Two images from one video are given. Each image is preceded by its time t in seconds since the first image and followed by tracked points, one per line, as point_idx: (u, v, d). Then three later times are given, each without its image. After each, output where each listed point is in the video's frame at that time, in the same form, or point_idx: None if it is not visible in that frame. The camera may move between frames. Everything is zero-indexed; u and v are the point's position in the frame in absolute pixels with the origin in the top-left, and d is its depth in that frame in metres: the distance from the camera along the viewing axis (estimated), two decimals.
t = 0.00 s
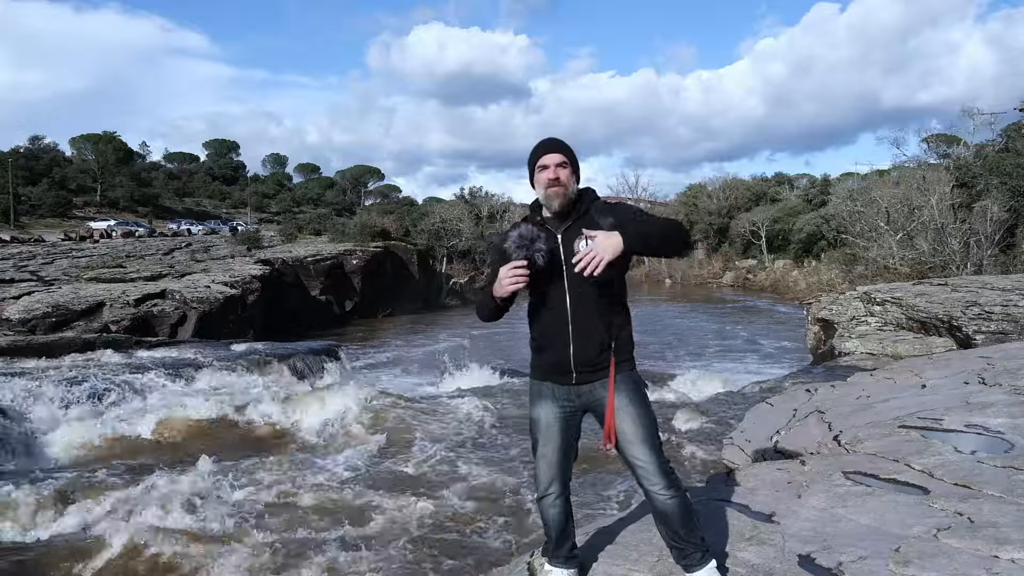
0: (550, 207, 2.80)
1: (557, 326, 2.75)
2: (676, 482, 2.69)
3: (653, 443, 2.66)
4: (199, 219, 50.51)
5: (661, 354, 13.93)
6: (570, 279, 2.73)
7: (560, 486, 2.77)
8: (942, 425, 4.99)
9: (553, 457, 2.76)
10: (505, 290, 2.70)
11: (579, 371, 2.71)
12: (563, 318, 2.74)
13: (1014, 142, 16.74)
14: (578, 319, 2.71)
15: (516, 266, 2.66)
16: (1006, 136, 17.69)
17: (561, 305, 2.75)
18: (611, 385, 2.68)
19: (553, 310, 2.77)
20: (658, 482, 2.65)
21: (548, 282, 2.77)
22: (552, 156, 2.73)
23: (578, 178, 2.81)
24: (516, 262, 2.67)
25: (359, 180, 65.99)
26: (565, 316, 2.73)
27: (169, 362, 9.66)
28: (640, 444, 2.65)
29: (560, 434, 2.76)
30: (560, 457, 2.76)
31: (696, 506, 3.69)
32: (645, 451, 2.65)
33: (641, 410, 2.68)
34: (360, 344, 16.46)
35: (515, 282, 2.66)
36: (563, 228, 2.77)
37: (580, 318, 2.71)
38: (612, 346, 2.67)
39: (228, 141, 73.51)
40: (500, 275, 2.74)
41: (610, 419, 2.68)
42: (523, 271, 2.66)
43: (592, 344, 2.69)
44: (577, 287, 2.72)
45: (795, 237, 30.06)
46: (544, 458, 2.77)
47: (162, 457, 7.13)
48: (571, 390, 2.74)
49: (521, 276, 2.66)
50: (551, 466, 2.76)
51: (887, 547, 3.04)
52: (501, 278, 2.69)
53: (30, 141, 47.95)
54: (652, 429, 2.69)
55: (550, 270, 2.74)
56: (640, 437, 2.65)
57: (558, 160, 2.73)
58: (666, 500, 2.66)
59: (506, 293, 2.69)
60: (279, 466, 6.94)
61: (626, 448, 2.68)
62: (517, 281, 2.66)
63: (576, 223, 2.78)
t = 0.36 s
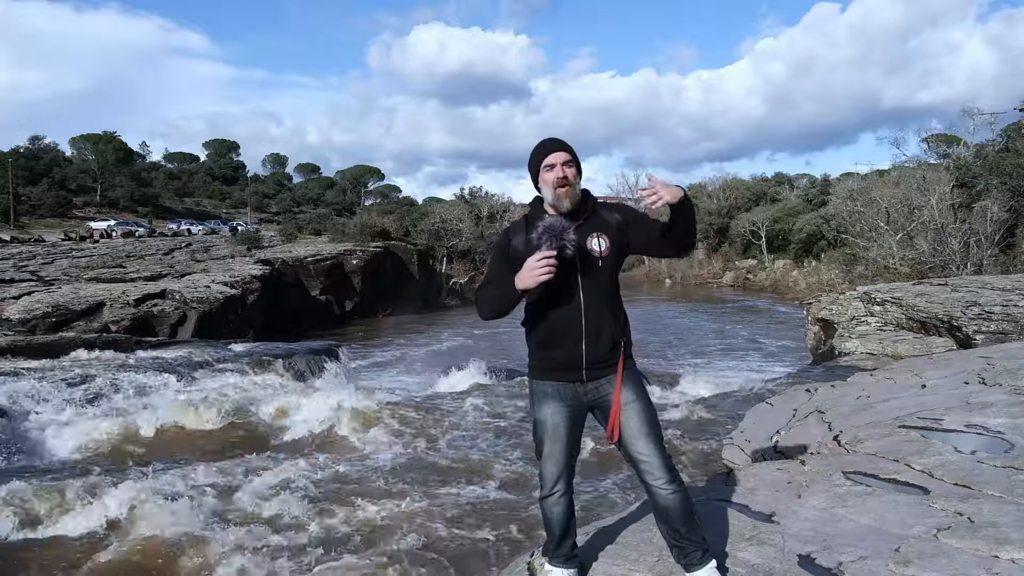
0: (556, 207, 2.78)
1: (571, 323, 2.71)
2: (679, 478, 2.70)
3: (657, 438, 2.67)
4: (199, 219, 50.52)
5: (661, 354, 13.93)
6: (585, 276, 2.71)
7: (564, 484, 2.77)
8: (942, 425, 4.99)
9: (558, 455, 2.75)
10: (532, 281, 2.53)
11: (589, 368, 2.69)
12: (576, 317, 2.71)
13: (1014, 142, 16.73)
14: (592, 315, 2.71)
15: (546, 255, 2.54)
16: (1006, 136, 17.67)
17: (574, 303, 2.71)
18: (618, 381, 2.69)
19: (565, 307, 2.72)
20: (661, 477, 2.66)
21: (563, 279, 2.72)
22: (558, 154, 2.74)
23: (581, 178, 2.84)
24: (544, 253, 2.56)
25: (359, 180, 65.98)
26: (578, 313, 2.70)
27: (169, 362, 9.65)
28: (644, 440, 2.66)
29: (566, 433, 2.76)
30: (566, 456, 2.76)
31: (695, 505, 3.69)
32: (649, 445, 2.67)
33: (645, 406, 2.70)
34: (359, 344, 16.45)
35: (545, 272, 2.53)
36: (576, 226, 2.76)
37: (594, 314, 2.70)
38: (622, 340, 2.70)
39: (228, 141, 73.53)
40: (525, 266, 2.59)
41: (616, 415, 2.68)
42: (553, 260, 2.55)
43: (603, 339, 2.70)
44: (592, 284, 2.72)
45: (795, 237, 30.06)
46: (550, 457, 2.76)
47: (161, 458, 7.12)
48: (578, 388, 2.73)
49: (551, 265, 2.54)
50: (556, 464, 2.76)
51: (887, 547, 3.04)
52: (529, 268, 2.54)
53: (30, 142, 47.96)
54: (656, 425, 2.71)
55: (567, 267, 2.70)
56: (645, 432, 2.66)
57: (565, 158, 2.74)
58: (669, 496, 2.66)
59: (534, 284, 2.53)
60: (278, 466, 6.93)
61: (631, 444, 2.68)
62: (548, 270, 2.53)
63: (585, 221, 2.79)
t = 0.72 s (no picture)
0: (550, 207, 2.77)
1: (572, 324, 2.71)
2: (680, 475, 2.70)
3: (658, 435, 2.67)
4: (198, 219, 50.50)
5: (661, 354, 13.93)
6: (586, 277, 2.71)
7: (565, 482, 2.77)
8: (942, 425, 4.99)
9: (560, 454, 2.75)
10: (535, 283, 2.53)
11: (591, 367, 2.70)
12: (577, 319, 2.71)
13: (1014, 142, 16.70)
14: (593, 315, 2.70)
15: (548, 256, 2.53)
16: (1006, 136, 17.64)
17: (576, 304, 2.71)
18: (619, 379, 2.70)
19: (567, 309, 2.72)
20: (662, 474, 2.66)
21: (564, 281, 2.72)
22: (549, 155, 2.75)
23: (575, 177, 2.83)
24: (546, 254, 2.55)
25: (359, 180, 65.97)
26: (580, 315, 2.70)
27: (170, 362, 9.65)
28: (646, 437, 2.66)
29: (568, 431, 2.76)
30: (567, 454, 2.76)
31: (696, 505, 3.69)
32: (651, 442, 2.67)
33: (646, 404, 2.70)
34: (359, 344, 16.45)
35: (547, 273, 2.52)
36: (575, 226, 2.75)
37: (595, 314, 2.70)
38: (623, 340, 2.71)
39: (228, 141, 73.52)
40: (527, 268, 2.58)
41: (617, 413, 2.68)
42: (554, 260, 2.53)
43: (604, 339, 2.71)
44: (593, 285, 2.72)
45: (795, 237, 30.07)
46: (552, 455, 2.76)
47: (161, 457, 7.12)
48: (579, 387, 2.73)
49: (553, 267, 2.52)
50: (558, 462, 2.75)
51: (887, 547, 3.04)
52: (531, 270, 2.53)
53: (30, 141, 47.96)
54: (657, 422, 2.71)
55: (569, 267, 2.69)
56: (647, 430, 2.67)
57: (555, 159, 2.75)
58: (670, 493, 2.66)
59: (536, 285, 2.52)
60: (279, 466, 6.94)
61: (631, 441, 2.69)
62: (550, 271, 2.52)
63: (583, 221, 2.79)
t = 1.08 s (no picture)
0: (544, 209, 2.78)
1: (567, 324, 2.72)
2: (679, 477, 2.69)
3: (657, 436, 2.67)
4: (199, 219, 50.50)
5: (661, 354, 13.92)
6: (581, 276, 2.72)
7: (564, 482, 2.77)
8: (942, 425, 4.99)
9: (559, 453, 2.75)
10: (522, 284, 2.56)
11: (589, 367, 2.70)
12: (573, 318, 2.71)
13: (1014, 142, 16.68)
14: (589, 315, 2.70)
15: (536, 257, 2.56)
16: (1006, 136, 17.63)
17: (572, 303, 2.72)
18: (618, 380, 2.69)
19: (562, 307, 2.73)
20: (661, 476, 2.66)
21: (559, 281, 2.73)
22: (540, 158, 2.75)
23: (570, 178, 2.82)
24: (534, 255, 2.57)
25: (359, 180, 65.94)
26: (576, 314, 2.71)
27: (170, 362, 9.65)
28: (645, 438, 2.66)
29: (566, 431, 2.75)
30: (566, 454, 2.76)
31: (696, 505, 3.69)
32: (649, 444, 2.66)
33: (645, 405, 2.69)
34: (359, 344, 16.45)
35: (536, 274, 2.54)
36: (569, 227, 2.76)
37: (591, 314, 2.70)
38: (621, 340, 2.69)
39: (228, 141, 73.54)
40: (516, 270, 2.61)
41: (616, 413, 2.68)
42: (542, 262, 2.55)
43: (601, 339, 2.70)
44: (588, 284, 2.71)
45: (795, 237, 30.07)
46: (550, 455, 2.76)
47: (162, 457, 7.13)
48: (577, 387, 2.73)
49: (541, 268, 2.54)
50: (556, 462, 2.76)
51: (887, 547, 3.04)
52: (519, 271, 2.56)
53: (29, 142, 47.95)
54: (656, 424, 2.71)
55: (561, 268, 2.70)
56: (646, 431, 2.66)
57: (547, 161, 2.74)
58: (669, 495, 2.66)
59: (525, 286, 2.55)
60: (278, 465, 6.93)
61: (630, 442, 2.69)
62: (539, 272, 2.54)
63: (578, 222, 2.79)
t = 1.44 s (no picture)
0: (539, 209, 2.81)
1: (557, 321, 2.75)
2: (673, 480, 2.69)
3: (650, 440, 2.67)
4: (199, 219, 50.49)
5: (661, 354, 13.92)
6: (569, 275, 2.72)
7: (560, 481, 2.77)
8: (943, 425, 4.99)
9: (554, 452, 2.76)
10: (505, 281, 2.67)
11: (579, 367, 2.70)
12: (562, 316, 2.73)
13: (1014, 142, 16.66)
14: (578, 313, 2.70)
15: (517, 256, 2.64)
16: (1006, 136, 17.62)
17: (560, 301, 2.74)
18: (610, 382, 2.68)
19: (552, 305, 2.76)
20: (655, 479, 2.66)
21: (549, 278, 2.78)
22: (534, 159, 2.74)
23: (569, 177, 2.77)
24: (517, 253, 2.65)
25: (359, 180, 65.92)
26: (564, 312, 2.73)
27: (170, 362, 9.65)
28: (638, 440, 2.66)
29: (561, 430, 2.76)
30: (561, 453, 2.76)
31: (695, 505, 3.68)
32: (642, 447, 2.66)
33: (639, 408, 2.68)
34: (359, 344, 16.44)
35: (517, 271, 2.63)
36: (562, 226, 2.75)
37: (580, 313, 2.70)
38: (611, 341, 2.67)
39: (228, 141, 73.53)
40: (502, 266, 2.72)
41: (609, 416, 2.68)
42: (524, 259, 2.63)
43: (591, 339, 2.69)
44: (577, 282, 2.71)
45: (795, 237, 30.07)
46: (545, 453, 2.77)
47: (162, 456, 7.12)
48: (570, 387, 2.74)
49: (522, 265, 2.63)
50: (551, 461, 2.76)
51: (886, 547, 3.04)
52: (503, 268, 2.67)
53: (30, 142, 47.95)
54: (650, 426, 2.70)
55: (549, 265, 2.74)
56: (639, 433, 2.66)
57: (540, 162, 2.73)
58: (663, 497, 2.66)
59: (507, 283, 2.66)
60: (279, 465, 6.93)
61: (624, 444, 2.68)
62: (519, 270, 2.63)
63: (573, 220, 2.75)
